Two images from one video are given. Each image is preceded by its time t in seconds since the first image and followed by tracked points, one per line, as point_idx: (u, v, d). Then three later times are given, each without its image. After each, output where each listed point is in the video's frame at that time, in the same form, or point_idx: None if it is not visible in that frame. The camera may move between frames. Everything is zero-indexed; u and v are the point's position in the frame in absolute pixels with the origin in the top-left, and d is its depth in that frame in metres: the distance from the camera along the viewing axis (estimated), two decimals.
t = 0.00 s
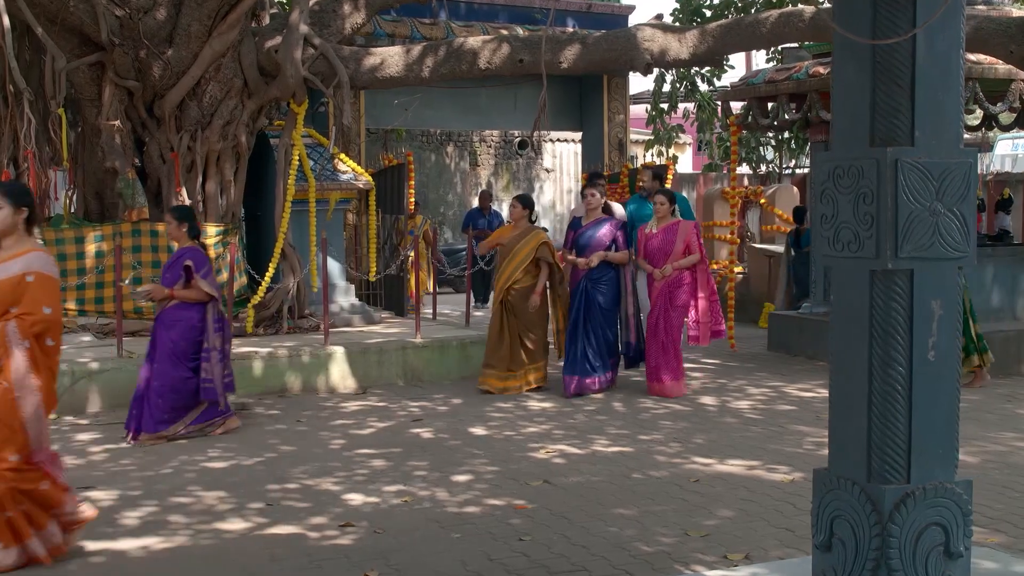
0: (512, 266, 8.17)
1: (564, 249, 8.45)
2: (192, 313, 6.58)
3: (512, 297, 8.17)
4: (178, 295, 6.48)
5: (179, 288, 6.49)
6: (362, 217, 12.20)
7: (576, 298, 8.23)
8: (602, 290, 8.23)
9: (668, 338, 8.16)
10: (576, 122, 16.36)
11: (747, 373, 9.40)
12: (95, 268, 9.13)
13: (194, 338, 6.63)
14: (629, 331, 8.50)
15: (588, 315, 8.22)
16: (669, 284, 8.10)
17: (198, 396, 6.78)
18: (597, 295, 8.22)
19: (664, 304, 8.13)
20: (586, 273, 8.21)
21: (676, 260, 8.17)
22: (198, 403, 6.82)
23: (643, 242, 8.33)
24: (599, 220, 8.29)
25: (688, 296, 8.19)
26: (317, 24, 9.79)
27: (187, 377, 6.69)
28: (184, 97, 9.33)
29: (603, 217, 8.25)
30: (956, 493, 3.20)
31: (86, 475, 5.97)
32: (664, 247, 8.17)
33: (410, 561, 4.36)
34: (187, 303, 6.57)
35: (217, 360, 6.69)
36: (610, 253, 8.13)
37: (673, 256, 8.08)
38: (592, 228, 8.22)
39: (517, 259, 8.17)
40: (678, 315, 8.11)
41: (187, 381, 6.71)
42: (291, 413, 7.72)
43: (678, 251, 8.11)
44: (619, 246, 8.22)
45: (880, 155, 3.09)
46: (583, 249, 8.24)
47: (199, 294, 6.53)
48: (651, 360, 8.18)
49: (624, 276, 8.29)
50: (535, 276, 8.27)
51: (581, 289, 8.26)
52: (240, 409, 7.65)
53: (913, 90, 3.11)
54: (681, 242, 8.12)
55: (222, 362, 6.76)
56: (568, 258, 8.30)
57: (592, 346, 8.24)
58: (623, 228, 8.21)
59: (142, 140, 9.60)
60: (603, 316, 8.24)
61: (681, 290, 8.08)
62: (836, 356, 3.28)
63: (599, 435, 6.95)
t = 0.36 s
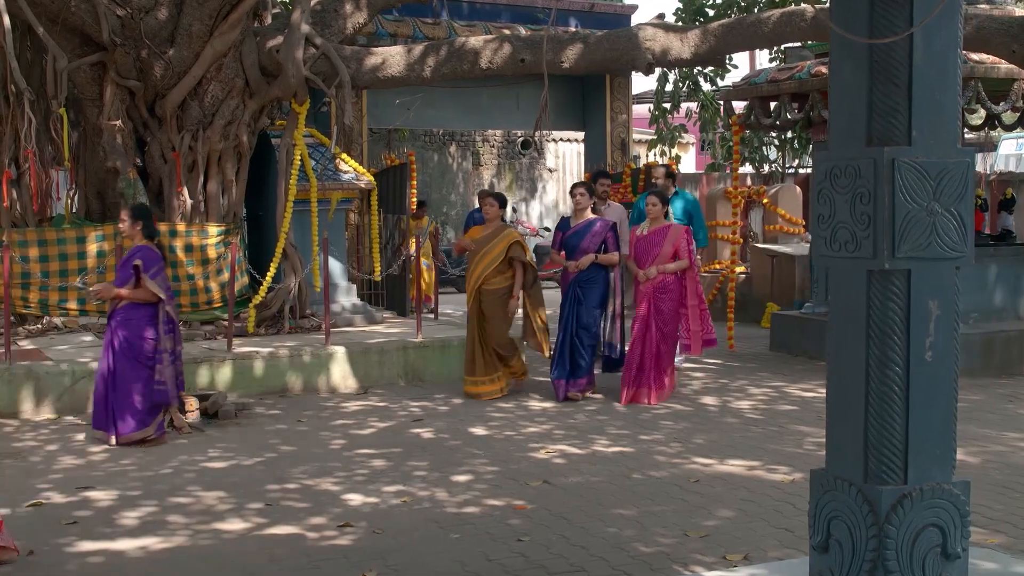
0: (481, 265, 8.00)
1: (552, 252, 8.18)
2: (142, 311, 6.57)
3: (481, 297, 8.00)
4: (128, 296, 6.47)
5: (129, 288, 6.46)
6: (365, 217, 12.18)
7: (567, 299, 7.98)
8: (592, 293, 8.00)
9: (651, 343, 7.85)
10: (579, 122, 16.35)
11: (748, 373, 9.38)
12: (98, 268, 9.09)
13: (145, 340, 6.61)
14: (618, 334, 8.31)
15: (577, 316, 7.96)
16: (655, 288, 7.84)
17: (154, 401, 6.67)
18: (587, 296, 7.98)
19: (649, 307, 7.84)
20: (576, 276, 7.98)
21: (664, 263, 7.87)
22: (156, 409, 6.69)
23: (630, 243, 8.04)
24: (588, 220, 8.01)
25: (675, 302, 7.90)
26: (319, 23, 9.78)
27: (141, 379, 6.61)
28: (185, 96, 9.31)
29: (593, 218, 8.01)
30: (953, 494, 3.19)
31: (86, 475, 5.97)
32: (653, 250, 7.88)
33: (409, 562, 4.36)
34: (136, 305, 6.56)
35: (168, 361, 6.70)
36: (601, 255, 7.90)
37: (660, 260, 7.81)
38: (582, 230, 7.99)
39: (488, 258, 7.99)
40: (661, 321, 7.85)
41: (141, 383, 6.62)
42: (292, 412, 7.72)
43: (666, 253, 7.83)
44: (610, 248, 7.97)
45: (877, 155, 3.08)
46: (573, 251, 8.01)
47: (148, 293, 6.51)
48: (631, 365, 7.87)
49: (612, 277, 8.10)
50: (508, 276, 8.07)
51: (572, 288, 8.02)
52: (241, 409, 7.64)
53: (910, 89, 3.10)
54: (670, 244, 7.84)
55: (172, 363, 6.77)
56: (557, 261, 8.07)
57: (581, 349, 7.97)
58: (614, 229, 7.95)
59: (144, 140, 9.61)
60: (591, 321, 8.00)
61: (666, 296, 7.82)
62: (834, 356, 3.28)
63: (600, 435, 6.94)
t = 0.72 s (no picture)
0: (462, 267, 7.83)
1: (540, 253, 8.11)
2: (89, 313, 6.45)
3: (461, 299, 7.85)
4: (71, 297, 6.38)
5: (75, 289, 6.39)
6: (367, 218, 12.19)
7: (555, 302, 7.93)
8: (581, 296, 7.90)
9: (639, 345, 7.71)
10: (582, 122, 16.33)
11: (749, 373, 9.37)
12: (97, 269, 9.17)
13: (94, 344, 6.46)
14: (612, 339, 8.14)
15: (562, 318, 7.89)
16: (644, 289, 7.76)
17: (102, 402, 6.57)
18: (576, 299, 7.89)
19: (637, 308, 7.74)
20: (563, 277, 7.90)
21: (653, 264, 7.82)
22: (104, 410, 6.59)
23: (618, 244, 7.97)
24: (577, 220, 7.98)
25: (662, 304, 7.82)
26: (320, 23, 9.77)
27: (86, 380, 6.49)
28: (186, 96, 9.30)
29: (582, 219, 7.97)
30: (949, 495, 3.19)
31: (85, 475, 5.96)
32: (641, 251, 7.84)
33: (406, 562, 4.35)
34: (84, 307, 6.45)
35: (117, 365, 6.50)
36: (588, 255, 7.84)
37: (651, 259, 7.79)
38: (571, 230, 7.95)
39: (469, 261, 7.83)
40: (649, 323, 7.76)
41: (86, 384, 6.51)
42: (293, 412, 7.72)
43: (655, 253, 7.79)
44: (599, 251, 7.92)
45: (873, 154, 3.07)
46: (560, 252, 7.96)
47: (93, 295, 6.41)
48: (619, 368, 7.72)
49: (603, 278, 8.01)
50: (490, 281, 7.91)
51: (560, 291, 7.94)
52: (241, 408, 7.64)
53: (906, 88, 3.09)
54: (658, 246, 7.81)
55: (123, 368, 6.54)
56: (545, 261, 8.00)
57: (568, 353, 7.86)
58: (603, 231, 7.91)
59: (145, 139, 9.61)
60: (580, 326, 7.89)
61: (656, 297, 7.76)
62: (830, 357, 3.27)
63: (600, 435, 6.93)
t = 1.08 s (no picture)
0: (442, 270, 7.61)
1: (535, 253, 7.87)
2: (43, 314, 6.35)
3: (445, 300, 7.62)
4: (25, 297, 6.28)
5: (30, 289, 6.32)
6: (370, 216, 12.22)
7: (546, 302, 7.67)
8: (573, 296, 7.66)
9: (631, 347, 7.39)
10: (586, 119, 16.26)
11: (753, 372, 9.35)
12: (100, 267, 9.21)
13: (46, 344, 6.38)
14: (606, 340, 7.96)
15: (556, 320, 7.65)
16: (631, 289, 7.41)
17: (47, 399, 6.46)
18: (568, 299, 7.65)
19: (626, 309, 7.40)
20: (556, 279, 7.66)
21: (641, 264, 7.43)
22: (47, 408, 6.48)
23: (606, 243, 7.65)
24: (568, 220, 7.68)
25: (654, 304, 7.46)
26: (322, 22, 9.76)
27: (32, 378, 6.39)
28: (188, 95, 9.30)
29: (573, 218, 7.67)
30: (948, 495, 3.18)
31: (86, 474, 5.96)
32: (628, 250, 7.47)
33: (405, 561, 4.35)
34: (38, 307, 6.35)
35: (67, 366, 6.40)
36: (579, 256, 7.55)
37: (639, 258, 7.40)
38: (562, 230, 7.67)
39: (455, 261, 7.59)
40: (639, 324, 7.43)
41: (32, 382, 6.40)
42: (294, 411, 7.71)
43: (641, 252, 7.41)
44: (592, 249, 7.65)
45: (871, 153, 3.07)
46: (552, 253, 7.71)
47: (48, 296, 6.33)
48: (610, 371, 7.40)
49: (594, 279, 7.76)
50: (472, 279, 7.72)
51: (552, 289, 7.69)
52: (242, 407, 7.64)
53: (904, 88, 3.08)
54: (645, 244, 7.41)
55: (72, 368, 6.45)
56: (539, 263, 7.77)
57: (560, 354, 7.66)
58: (595, 229, 7.63)
59: (147, 138, 9.62)
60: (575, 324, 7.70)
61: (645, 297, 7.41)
62: (828, 356, 3.26)
63: (601, 434, 6.91)
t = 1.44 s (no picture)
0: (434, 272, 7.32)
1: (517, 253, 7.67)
2: None
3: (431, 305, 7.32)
4: None
5: None
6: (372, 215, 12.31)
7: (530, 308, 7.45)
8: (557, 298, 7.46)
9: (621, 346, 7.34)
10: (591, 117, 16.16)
11: (756, 370, 9.33)
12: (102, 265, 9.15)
13: None
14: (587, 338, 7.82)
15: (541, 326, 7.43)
16: (622, 288, 7.39)
17: None
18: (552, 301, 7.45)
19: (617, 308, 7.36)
20: (539, 278, 7.45)
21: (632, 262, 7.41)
22: None
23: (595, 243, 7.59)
24: (554, 219, 7.51)
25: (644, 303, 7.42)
26: (325, 20, 9.75)
27: None
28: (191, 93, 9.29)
29: (560, 216, 7.51)
30: (947, 495, 3.17)
31: (87, 472, 5.96)
32: (619, 249, 7.44)
33: (405, 559, 4.34)
34: None
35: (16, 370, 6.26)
36: (564, 254, 7.37)
37: (629, 257, 7.38)
38: (547, 229, 7.49)
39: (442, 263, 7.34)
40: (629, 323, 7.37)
41: None
42: (296, 409, 7.71)
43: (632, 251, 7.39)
44: (578, 249, 7.47)
45: (869, 151, 3.05)
46: (536, 252, 7.51)
47: None
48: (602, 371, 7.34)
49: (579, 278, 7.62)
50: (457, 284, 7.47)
51: (535, 295, 7.48)
52: (244, 405, 7.64)
53: (904, 85, 3.06)
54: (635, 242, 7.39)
55: (21, 372, 6.30)
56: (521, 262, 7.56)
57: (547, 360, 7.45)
58: (582, 228, 7.47)
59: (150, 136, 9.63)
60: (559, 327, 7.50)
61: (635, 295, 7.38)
62: (827, 355, 3.24)
63: (603, 433, 6.90)
